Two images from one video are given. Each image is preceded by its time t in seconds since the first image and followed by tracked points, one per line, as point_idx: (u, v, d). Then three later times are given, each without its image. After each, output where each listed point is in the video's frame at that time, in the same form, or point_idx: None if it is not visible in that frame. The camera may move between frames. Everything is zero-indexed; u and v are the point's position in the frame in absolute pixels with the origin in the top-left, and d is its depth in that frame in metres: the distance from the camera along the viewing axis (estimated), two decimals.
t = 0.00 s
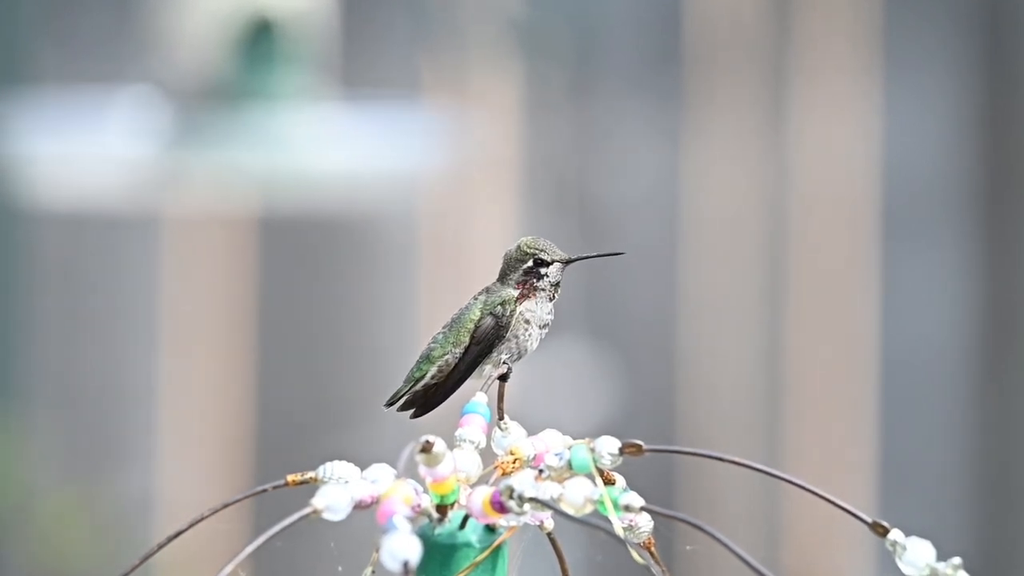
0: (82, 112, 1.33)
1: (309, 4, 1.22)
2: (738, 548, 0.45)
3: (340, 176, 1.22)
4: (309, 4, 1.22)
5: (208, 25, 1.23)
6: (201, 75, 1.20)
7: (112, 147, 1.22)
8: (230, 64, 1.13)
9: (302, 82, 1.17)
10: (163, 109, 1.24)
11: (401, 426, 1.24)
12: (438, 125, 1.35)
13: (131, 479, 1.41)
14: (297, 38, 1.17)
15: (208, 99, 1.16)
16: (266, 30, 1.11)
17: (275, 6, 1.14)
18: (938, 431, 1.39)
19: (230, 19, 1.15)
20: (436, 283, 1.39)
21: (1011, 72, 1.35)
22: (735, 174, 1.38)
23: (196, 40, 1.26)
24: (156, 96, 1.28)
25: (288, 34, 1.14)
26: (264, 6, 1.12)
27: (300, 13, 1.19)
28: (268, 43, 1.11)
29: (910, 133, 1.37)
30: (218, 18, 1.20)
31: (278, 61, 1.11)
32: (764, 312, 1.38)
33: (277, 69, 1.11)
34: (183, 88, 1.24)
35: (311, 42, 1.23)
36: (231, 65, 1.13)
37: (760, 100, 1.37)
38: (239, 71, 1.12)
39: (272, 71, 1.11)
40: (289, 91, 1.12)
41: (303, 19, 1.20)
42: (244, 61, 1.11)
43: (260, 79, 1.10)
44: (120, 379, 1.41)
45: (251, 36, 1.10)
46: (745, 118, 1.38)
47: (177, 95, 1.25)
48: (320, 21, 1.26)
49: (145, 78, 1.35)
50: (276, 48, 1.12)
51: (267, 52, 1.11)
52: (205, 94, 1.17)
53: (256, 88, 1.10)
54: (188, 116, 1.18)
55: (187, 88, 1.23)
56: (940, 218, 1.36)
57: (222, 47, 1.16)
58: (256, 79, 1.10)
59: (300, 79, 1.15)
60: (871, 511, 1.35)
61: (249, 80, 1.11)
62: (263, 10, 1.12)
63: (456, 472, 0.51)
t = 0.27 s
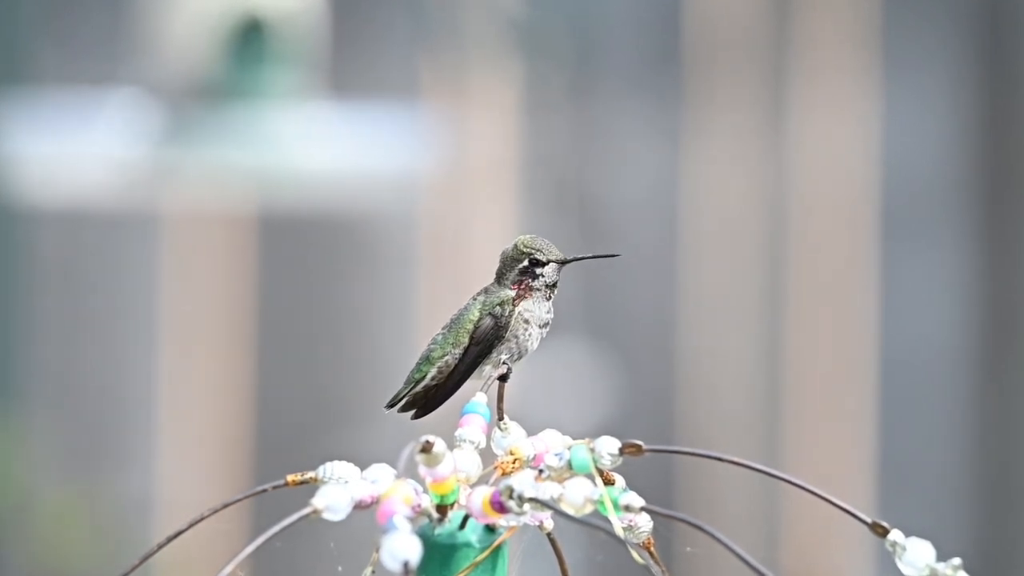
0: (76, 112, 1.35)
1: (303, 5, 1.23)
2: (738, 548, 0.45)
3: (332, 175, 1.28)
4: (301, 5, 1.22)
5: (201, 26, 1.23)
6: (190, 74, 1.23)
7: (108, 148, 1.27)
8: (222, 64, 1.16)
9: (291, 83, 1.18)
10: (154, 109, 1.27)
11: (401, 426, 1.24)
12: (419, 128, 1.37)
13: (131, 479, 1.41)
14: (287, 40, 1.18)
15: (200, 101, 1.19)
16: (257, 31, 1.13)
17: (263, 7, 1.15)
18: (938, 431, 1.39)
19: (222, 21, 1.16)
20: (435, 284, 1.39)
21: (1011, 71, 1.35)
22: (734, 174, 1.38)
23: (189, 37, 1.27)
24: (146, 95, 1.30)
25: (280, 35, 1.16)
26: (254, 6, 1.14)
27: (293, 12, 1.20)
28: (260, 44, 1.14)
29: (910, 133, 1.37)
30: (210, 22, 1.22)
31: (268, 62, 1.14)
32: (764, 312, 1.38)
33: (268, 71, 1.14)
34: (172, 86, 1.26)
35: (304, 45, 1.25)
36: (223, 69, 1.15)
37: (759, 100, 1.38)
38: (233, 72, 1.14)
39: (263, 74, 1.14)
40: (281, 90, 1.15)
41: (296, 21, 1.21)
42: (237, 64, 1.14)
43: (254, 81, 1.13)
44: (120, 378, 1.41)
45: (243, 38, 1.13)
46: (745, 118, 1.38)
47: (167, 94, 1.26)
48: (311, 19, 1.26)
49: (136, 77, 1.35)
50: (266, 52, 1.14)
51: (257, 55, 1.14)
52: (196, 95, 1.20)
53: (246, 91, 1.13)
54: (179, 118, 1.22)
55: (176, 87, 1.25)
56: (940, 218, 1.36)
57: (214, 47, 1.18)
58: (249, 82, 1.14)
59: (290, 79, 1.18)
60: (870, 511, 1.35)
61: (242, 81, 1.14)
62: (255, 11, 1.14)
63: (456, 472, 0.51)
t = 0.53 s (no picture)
0: (80, 111, 1.38)
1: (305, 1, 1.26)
2: (737, 548, 0.45)
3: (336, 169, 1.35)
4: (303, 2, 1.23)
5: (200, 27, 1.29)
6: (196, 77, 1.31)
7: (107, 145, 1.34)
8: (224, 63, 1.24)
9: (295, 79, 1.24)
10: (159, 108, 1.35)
11: (401, 426, 1.24)
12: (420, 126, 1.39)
13: (131, 479, 1.41)
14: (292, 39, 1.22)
15: (207, 101, 1.29)
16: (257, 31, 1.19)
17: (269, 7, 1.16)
18: (938, 431, 1.39)
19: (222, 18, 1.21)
20: (435, 284, 1.39)
21: (1011, 71, 1.35)
22: (734, 174, 1.38)
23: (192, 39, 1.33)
24: (150, 94, 1.36)
25: (282, 34, 1.19)
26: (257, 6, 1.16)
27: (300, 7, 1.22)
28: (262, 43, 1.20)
29: (910, 133, 1.37)
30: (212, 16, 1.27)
31: (270, 60, 1.21)
32: (764, 312, 1.38)
33: (270, 67, 1.21)
34: (175, 90, 1.34)
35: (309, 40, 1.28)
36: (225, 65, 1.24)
37: (759, 101, 1.38)
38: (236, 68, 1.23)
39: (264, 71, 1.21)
40: (282, 89, 1.22)
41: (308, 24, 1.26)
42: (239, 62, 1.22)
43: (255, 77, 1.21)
44: (120, 378, 1.41)
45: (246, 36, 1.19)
46: (745, 118, 1.38)
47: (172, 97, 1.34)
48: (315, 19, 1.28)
49: (140, 77, 1.37)
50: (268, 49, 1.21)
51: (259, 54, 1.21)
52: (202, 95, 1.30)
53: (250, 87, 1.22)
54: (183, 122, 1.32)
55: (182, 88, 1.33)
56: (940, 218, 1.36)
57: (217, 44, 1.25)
58: (250, 77, 1.22)
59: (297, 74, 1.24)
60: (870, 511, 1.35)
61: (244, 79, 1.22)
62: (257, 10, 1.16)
63: (456, 472, 0.51)
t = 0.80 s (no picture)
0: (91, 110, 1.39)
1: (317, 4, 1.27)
2: (738, 548, 0.45)
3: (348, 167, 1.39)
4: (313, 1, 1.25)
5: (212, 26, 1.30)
6: (205, 74, 1.33)
7: (121, 145, 1.38)
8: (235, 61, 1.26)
9: (302, 78, 1.27)
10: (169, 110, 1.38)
11: (401, 426, 1.24)
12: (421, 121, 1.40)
13: (131, 479, 1.41)
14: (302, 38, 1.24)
15: (213, 98, 1.32)
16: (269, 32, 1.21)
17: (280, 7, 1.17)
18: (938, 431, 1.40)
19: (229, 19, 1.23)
20: (435, 284, 1.39)
21: (1011, 71, 1.35)
22: (734, 174, 1.38)
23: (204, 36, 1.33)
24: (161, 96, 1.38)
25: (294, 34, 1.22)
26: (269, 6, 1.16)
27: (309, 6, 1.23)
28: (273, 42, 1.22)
29: (910, 133, 1.37)
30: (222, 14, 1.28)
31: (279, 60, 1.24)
32: (764, 312, 1.38)
33: (279, 67, 1.24)
34: (184, 90, 1.36)
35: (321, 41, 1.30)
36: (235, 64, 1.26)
37: (759, 101, 1.38)
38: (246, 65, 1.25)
39: (273, 70, 1.24)
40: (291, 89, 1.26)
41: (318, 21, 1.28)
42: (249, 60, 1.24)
43: (265, 76, 1.23)
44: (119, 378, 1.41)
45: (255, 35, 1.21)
46: (745, 118, 1.38)
47: (183, 97, 1.37)
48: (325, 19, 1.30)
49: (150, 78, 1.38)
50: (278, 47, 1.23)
51: (268, 53, 1.23)
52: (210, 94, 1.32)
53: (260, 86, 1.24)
54: (193, 120, 1.36)
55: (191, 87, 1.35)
56: (940, 218, 1.36)
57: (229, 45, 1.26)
58: (260, 77, 1.24)
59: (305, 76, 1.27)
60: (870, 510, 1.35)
61: (254, 77, 1.24)
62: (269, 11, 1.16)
63: (456, 472, 0.51)
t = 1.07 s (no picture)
0: (91, 111, 1.35)
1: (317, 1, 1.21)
2: (738, 548, 0.45)
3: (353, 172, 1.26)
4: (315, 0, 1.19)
5: (212, 27, 1.21)
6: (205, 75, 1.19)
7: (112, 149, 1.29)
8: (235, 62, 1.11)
9: (302, 82, 1.13)
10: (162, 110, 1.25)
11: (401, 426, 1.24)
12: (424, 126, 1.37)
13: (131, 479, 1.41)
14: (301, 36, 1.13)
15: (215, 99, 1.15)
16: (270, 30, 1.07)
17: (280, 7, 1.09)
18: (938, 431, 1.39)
19: (235, 20, 1.12)
20: (435, 285, 1.39)
21: (1010, 71, 1.36)
22: (734, 174, 1.38)
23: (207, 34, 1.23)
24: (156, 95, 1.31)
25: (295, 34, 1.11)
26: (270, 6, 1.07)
27: (311, 7, 1.18)
28: (273, 44, 1.07)
29: (909, 132, 1.37)
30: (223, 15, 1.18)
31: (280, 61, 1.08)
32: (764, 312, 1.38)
33: (280, 67, 1.07)
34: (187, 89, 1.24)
35: (318, 40, 1.22)
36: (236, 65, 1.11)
37: (759, 100, 1.38)
38: (244, 68, 1.10)
39: (275, 70, 1.07)
40: (295, 94, 1.11)
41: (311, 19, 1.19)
42: (247, 62, 1.09)
43: (264, 77, 1.07)
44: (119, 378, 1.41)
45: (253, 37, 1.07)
46: (745, 118, 1.38)
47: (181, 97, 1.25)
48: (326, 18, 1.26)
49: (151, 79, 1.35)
50: (279, 48, 1.08)
51: (271, 54, 1.08)
52: (211, 96, 1.16)
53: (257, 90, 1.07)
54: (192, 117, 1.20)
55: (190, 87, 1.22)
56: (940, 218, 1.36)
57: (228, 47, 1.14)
58: (259, 79, 1.07)
59: (302, 78, 1.12)
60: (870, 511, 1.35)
61: (254, 78, 1.08)
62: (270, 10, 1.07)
63: (456, 471, 0.51)
